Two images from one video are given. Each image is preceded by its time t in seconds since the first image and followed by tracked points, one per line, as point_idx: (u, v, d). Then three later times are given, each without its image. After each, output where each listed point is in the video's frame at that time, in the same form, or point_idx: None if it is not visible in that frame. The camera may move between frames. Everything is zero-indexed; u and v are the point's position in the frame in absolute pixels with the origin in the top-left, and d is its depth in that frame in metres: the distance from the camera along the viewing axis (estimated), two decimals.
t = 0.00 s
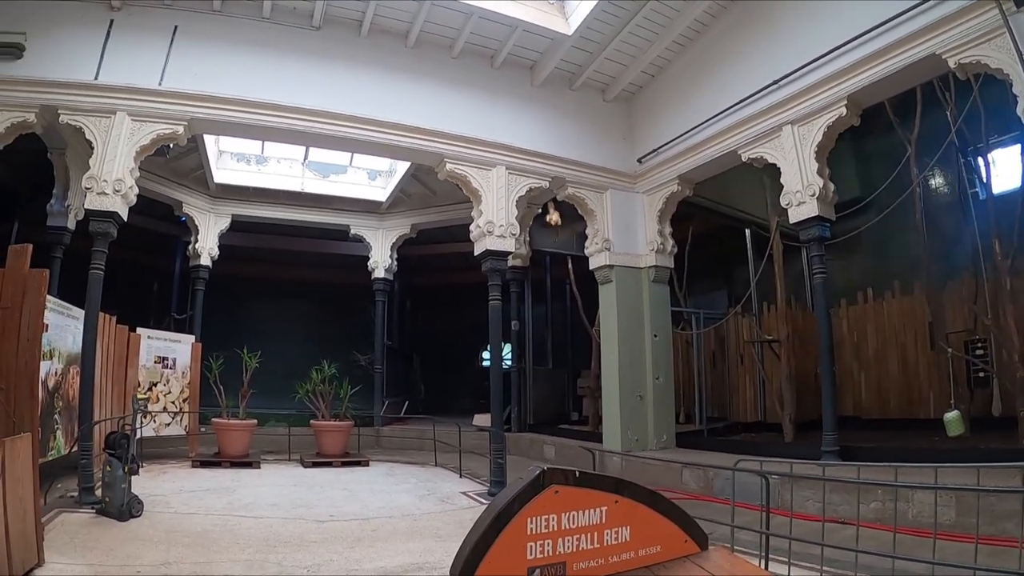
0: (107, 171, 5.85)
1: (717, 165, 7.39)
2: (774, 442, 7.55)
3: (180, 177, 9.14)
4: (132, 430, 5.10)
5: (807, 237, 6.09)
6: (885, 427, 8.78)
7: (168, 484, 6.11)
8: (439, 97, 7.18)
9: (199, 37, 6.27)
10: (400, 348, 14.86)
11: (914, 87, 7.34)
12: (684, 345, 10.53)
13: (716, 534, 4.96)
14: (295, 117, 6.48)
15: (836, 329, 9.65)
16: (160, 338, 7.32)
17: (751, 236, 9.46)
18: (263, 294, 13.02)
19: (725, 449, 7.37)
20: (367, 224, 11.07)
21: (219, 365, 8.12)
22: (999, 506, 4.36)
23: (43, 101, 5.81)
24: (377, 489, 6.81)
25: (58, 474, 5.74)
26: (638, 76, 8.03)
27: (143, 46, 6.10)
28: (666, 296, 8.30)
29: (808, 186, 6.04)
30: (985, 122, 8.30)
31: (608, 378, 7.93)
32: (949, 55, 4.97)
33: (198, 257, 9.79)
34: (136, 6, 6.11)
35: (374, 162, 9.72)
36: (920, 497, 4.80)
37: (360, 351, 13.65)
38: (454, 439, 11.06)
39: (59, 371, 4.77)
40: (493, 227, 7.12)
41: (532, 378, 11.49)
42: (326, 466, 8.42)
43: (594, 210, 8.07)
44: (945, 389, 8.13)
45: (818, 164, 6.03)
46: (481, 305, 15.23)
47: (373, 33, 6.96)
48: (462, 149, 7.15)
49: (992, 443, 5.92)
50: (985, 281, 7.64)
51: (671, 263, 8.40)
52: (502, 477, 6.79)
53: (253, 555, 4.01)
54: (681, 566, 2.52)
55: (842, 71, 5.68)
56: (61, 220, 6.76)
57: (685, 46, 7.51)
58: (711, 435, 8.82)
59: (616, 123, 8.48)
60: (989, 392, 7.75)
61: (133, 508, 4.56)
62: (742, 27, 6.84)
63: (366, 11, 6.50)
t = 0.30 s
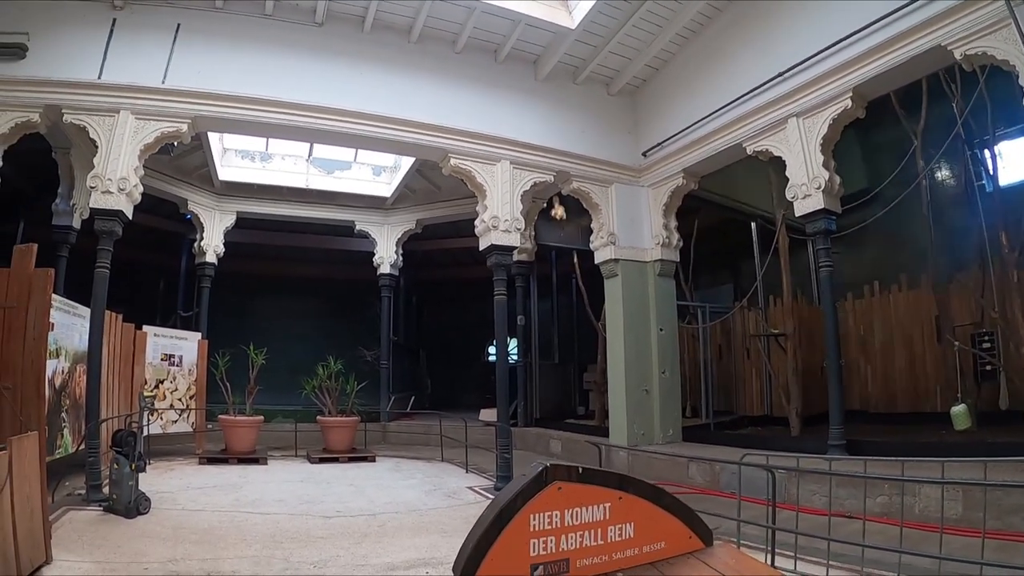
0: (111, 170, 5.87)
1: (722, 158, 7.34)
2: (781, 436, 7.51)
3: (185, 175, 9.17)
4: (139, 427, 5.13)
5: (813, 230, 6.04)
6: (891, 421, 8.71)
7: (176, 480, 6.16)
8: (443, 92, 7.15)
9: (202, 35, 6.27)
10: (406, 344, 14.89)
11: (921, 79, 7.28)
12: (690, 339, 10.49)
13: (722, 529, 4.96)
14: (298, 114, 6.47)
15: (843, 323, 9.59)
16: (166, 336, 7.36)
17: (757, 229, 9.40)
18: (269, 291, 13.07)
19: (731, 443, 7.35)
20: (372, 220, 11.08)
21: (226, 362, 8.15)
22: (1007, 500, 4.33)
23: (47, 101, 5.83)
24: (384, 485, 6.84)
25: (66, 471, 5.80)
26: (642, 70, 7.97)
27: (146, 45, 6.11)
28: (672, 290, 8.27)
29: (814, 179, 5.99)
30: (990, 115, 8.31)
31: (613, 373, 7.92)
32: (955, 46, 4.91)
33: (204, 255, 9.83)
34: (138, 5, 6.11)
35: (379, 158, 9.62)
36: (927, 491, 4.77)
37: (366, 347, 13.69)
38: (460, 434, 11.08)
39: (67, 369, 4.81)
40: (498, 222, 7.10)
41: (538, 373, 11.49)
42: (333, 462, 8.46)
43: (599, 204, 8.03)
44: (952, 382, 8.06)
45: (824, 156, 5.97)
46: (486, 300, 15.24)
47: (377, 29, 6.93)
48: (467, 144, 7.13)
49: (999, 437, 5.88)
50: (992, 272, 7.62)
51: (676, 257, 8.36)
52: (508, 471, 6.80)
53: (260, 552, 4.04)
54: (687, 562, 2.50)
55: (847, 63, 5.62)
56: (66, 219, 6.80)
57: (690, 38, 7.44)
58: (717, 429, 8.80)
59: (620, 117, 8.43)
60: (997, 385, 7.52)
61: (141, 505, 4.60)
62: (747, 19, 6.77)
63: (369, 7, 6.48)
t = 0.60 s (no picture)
0: (113, 169, 5.87)
1: (725, 155, 7.31)
2: (784, 434, 7.49)
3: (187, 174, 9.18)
4: (140, 426, 5.13)
5: (816, 227, 6.01)
6: (894, 419, 8.68)
7: (178, 479, 6.16)
8: (444, 90, 7.13)
9: (204, 34, 6.25)
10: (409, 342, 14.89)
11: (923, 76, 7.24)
12: (693, 337, 10.46)
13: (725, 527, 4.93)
14: (299, 112, 6.46)
15: (846, 320, 9.55)
16: (168, 335, 7.37)
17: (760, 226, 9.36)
18: (271, 290, 13.07)
19: (735, 441, 7.32)
20: (374, 218, 11.07)
21: (228, 360, 8.16)
22: (1011, 498, 4.30)
23: (47, 99, 5.83)
24: (387, 483, 6.83)
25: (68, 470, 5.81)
26: (645, 67, 7.93)
27: (148, 43, 6.10)
28: (674, 287, 8.24)
29: (817, 176, 5.96)
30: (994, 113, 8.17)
31: (616, 370, 7.89)
32: (958, 42, 4.88)
33: (206, 253, 9.83)
34: (140, 4, 6.10)
35: (380, 156, 9.73)
36: (931, 489, 4.74)
37: (368, 345, 13.69)
38: (463, 432, 11.07)
39: (68, 368, 4.81)
40: (501, 219, 7.08)
41: (540, 371, 11.46)
42: (335, 461, 8.46)
43: (602, 201, 8.00)
44: (955, 380, 8.03)
45: (827, 153, 5.94)
46: (489, 298, 15.23)
47: (379, 27, 6.90)
48: (470, 141, 7.11)
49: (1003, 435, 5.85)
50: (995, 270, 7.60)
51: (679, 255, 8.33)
52: (510, 469, 6.79)
53: (262, 550, 4.03)
54: (691, 560, 2.47)
55: (850, 59, 5.58)
56: (68, 218, 6.80)
57: (692, 35, 7.40)
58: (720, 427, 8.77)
59: (623, 114, 8.40)
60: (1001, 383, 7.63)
61: (143, 504, 4.60)
62: (750, 15, 6.73)
63: (371, 5, 6.45)
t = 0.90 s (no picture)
0: (120, 167, 5.88)
1: (732, 151, 7.24)
2: (793, 430, 7.42)
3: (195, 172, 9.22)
4: (148, 424, 5.14)
5: (825, 222, 5.94)
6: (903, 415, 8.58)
7: (186, 477, 6.19)
8: (451, 87, 7.09)
9: (209, 31, 6.25)
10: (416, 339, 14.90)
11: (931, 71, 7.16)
12: (701, 333, 10.39)
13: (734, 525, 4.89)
14: (305, 109, 6.44)
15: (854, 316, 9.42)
16: (176, 333, 7.40)
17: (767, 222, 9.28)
18: (279, 287, 13.11)
19: (744, 438, 7.26)
20: (382, 216, 11.06)
21: (236, 358, 8.19)
22: None
23: (54, 98, 5.84)
24: (395, 480, 6.83)
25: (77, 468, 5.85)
26: (652, 62, 7.86)
27: (154, 41, 6.10)
28: (682, 284, 8.18)
29: (825, 171, 5.88)
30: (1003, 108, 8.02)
31: (624, 367, 7.85)
32: (967, 36, 4.80)
33: (213, 251, 9.86)
34: (145, 3, 6.11)
35: (387, 153, 9.64)
36: (941, 486, 4.68)
37: (376, 342, 13.71)
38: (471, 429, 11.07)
39: (76, 367, 4.83)
40: (508, 216, 7.05)
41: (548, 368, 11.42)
42: (343, 458, 8.48)
43: (610, 197, 7.95)
44: (964, 377, 7.96)
45: (835, 148, 5.86)
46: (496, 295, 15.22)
47: (385, 24, 6.88)
48: (477, 138, 7.08)
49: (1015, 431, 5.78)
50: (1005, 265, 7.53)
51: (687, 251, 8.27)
52: (519, 466, 6.77)
53: (271, 548, 4.03)
54: (707, 558, 2.43)
55: (858, 54, 5.51)
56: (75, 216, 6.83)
57: (700, 30, 7.32)
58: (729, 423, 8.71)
59: (629, 110, 8.33)
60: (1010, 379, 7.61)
61: (151, 502, 4.61)
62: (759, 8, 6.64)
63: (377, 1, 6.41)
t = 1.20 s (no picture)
0: (132, 166, 5.92)
1: (743, 145, 7.15)
2: (805, 425, 7.34)
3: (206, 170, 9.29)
4: (162, 420, 5.19)
5: (836, 217, 5.84)
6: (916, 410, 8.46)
7: (200, 472, 6.25)
8: (460, 82, 7.05)
9: (219, 29, 6.26)
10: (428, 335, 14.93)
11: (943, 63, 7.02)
12: (712, 328, 10.29)
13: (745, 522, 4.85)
14: (314, 106, 6.45)
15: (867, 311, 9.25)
16: (188, 330, 7.46)
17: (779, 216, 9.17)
18: (291, 284, 13.20)
19: (757, 433, 7.20)
20: (393, 212, 11.06)
21: (248, 354, 8.25)
22: None
23: (67, 98, 5.90)
24: (407, 475, 6.86)
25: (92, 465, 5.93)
26: (662, 57, 7.77)
27: (164, 40, 6.14)
28: (694, 278, 8.12)
29: (837, 165, 5.79)
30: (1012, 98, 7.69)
31: (635, 362, 7.80)
32: (979, 28, 4.71)
33: (225, 248, 9.93)
34: (155, 3, 6.14)
35: (397, 149, 9.74)
36: (953, 481, 4.61)
37: (388, 338, 13.76)
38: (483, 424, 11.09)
39: (90, 364, 4.89)
40: (519, 211, 7.02)
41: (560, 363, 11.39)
42: (355, 453, 8.52)
43: (621, 191, 7.88)
44: (977, 371, 7.85)
45: (847, 142, 5.76)
46: (507, 290, 15.21)
47: (394, 20, 6.85)
48: (488, 133, 7.05)
49: None
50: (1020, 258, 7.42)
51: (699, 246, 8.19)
52: (531, 461, 6.76)
53: (283, 543, 4.06)
54: (718, 553, 2.40)
55: (868, 47, 5.41)
56: (87, 215, 6.90)
57: (711, 23, 7.22)
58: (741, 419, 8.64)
59: (640, 105, 8.25)
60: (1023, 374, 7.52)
61: (165, 497, 4.67)
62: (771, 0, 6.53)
63: None
